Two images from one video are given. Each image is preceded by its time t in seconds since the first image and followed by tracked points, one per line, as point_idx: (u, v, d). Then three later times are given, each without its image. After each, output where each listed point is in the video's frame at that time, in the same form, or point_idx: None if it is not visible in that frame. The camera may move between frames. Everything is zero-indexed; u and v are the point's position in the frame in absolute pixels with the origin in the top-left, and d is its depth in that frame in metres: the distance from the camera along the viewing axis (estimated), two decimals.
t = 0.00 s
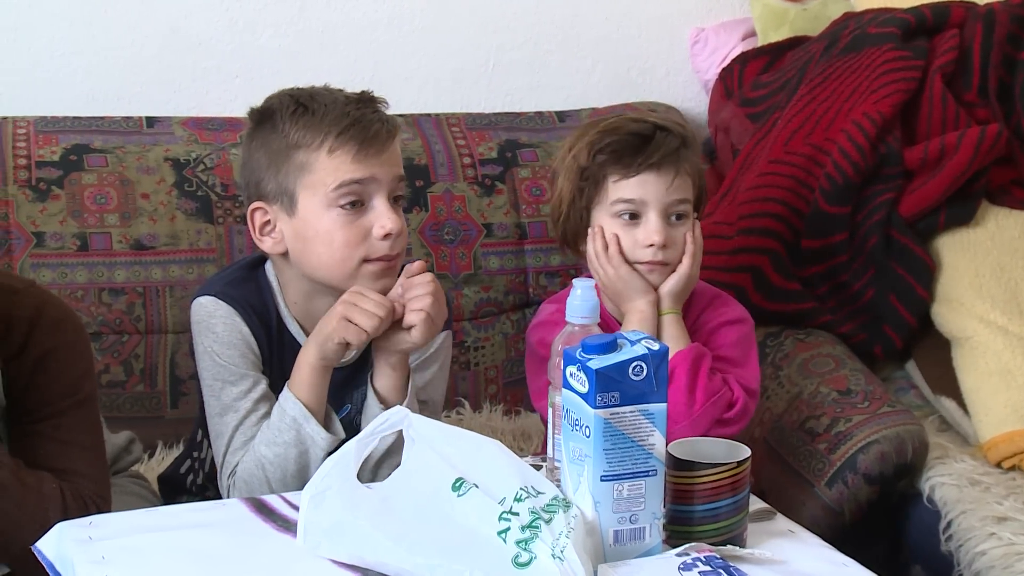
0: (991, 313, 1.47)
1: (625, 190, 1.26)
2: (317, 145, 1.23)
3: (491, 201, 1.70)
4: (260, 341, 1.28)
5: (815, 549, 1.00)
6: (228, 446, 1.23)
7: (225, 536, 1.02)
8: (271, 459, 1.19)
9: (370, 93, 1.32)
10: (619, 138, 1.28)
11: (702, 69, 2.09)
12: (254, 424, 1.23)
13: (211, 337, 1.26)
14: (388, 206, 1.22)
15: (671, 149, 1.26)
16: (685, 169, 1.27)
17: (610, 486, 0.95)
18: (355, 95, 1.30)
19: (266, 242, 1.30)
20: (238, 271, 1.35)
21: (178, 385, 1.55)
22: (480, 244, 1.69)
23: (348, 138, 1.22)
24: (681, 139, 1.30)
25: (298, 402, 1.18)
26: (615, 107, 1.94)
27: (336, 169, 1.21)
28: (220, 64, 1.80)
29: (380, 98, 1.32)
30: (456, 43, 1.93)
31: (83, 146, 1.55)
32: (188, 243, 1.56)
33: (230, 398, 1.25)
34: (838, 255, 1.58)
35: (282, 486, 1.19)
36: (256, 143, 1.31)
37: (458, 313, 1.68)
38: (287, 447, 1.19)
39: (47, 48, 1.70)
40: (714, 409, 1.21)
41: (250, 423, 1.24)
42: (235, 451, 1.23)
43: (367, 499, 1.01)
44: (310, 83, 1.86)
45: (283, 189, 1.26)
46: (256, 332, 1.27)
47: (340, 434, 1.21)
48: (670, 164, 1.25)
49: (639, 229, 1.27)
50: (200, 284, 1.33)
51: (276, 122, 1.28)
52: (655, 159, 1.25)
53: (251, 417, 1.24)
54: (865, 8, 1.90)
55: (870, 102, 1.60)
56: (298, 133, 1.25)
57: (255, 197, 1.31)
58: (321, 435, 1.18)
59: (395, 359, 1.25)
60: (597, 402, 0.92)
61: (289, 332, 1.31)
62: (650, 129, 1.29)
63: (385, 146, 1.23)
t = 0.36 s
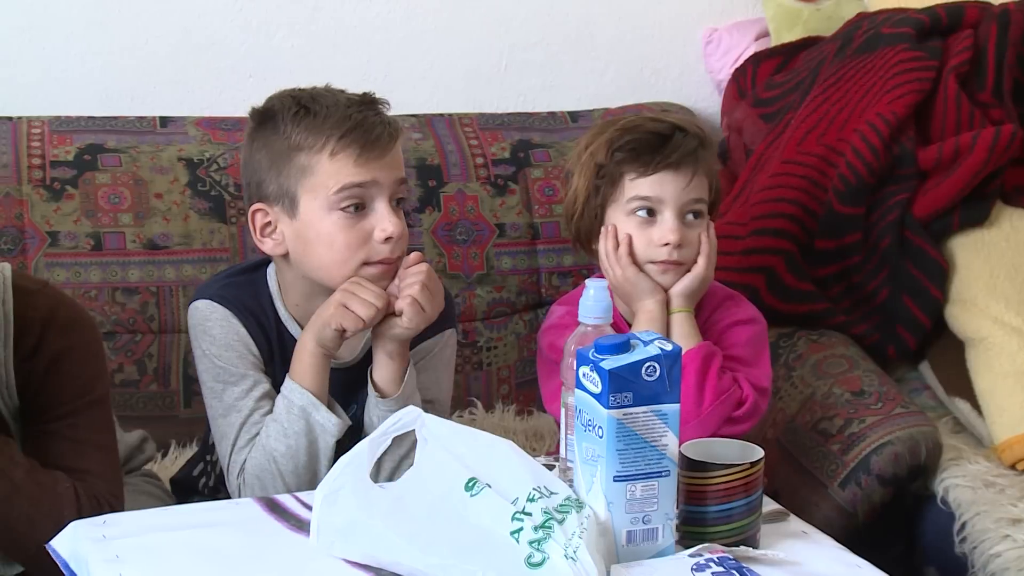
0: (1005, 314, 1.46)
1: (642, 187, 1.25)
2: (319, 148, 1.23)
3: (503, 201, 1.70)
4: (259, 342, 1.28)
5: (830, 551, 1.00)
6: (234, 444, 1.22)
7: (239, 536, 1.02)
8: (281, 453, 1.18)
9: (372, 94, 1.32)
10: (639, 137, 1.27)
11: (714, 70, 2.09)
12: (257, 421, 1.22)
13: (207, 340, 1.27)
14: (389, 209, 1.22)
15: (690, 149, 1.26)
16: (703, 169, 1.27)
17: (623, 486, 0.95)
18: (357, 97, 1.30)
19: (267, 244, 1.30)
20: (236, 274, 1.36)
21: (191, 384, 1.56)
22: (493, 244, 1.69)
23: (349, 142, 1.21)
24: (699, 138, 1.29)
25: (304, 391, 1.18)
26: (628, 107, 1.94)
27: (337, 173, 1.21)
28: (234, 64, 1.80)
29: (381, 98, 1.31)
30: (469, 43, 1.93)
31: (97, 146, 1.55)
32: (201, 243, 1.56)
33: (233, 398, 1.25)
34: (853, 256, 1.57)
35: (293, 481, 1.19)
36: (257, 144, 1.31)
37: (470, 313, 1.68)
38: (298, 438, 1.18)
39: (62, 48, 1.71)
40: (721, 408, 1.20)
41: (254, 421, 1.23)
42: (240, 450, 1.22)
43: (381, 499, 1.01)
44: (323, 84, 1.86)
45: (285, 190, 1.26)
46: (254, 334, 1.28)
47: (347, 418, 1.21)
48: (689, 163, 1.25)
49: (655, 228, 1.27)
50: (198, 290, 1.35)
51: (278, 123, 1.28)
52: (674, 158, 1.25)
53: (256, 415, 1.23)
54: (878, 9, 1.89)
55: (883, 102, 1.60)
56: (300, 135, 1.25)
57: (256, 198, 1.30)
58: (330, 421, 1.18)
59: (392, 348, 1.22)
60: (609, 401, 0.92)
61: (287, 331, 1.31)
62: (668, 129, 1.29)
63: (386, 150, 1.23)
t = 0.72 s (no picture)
0: None
1: (663, 188, 1.25)
2: (328, 150, 1.22)
3: (520, 201, 1.70)
4: (264, 342, 1.28)
5: (848, 553, 1.00)
6: (245, 445, 1.22)
7: (257, 535, 1.02)
8: (293, 453, 1.18)
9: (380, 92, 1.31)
10: (660, 137, 1.26)
11: (732, 70, 2.08)
12: (267, 422, 1.23)
13: (213, 342, 1.27)
14: (397, 213, 1.21)
15: (712, 151, 1.25)
16: (726, 172, 1.26)
17: (641, 487, 0.95)
18: (365, 96, 1.29)
19: (273, 244, 1.29)
20: (241, 275, 1.36)
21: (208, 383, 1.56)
22: (510, 244, 1.69)
23: (357, 146, 1.21)
24: (722, 138, 1.29)
25: (314, 391, 1.18)
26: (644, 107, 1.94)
27: (346, 177, 1.20)
28: (252, 63, 1.80)
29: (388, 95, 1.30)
30: (487, 43, 1.93)
31: (116, 146, 1.55)
32: (219, 242, 1.56)
33: (241, 399, 1.25)
34: (872, 256, 1.57)
35: (307, 480, 1.19)
36: (264, 142, 1.30)
37: (487, 313, 1.68)
38: (310, 439, 1.18)
39: (80, 48, 1.72)
40: (737, 408, 1.20)
41: (264, 422, 1.23)
42: (251, 451, 1.22)
43: (398, 499, 1.01)
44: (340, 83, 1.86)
45: (292, 192, 1.25)
46: (258, 334, 1.28)
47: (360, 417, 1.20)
48: (711, 166, 1.25)
49: (674, 228, 1.27)
50: (205, 292, 1.35)
51: (285, 123, 1.27)
52: (697, 160, 1.24)
53: (265, 415, 1.23)
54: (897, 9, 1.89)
55: (901, 103, 1.59)
56: (308, 137, 1.24)
57: (262, 198, 1.30)
58: (341, 421, 1.18)
59: (392, 349, 1.22)
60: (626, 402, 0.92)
61: (292, 329, 1.30)
62: (692, 129, 1.27)
63: (394, 153, 1.22)
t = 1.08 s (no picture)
0: None
1: (681, 183, 1.24)
2: (357, 151, 1.23)
3: (539, 201, 1.70)
4: (290, 342, 1.29)
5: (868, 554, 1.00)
6: (267, 447, 1.23)
7: (277, 534, 1.03)
8: (316, 455, 1.19)
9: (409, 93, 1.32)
10: (678, 133, 1.27)
11: (751, 71, 2.08)
12: (291, 424, 1.23)
13: (239, 340, 1.27)
14: (425, 214, 1.22)
15: (731, 149, 1.25)
16: (744, 170, 1.26)
17: (659, 487, 0.95)
18: (393, 97, 1.30)
19: (300, 243, 1.30)
20: (268, 273, 1.36)
21: (227, 383, 1.56)
22: (529, 244, 1.69)
23: (386, 147, 1.21)
24: (743, 137, 1.29)
25: (337, 394, 1.19)
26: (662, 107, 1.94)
27: (376, 178, 1.21)
28: (272, 63, 1.81)
29: (417, 97, 1.31)
30: (506, 43, 1.93)
31: (136, 145, 1.56)
32: (239, 242, 1.56)
33: (264, 400, 1.25)
34: (890, 258, 1.57)
35: (328, 483, 1.19)
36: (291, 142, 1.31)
37: (505, 313, 1.67)
38: (332, 441, 1.19)
39: (100, 49, 1.72)
40: (746, 406, 1.19)
41: (288, 425, 1.23)
42: (273, 454, 1.23)
43: (417, 498, 1.02)
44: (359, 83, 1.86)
45: (320, 192, 1.26)
46: (285, 333, 1.28)
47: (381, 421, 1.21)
48: (729, 164, 1.24)
49: (689, 224, 1.26)
50: (231, 289, 1.35)
51: (314, 123, 1.28)
52: (715, 157, 1.23)
53: (289, 418, 1.24)
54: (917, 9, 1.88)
55: (922, 103, 1.59)
56: (338, 137, 1.25)
57: (290, 197, 1.31)
58: (364, 424, 1.19)
59: (426, 354, 1.22)
60: (645, 403, 0.92)
61: (319, 327, 1.31)
62: (712, 126, 1.28)
63: (423, 155, 1.23)
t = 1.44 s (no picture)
0: None
1: (699, 189, 1.24)
2: (385, 148, 1.25)
3: (560, 201, 1.70)
4: (318, 341, 1.30)
5: (891, 556, 1.00)
6: (290, 447, 1.24)
7: (298, 533, 1.03)
8: (338, 455, 1.19)
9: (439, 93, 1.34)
10: (699, 138, 1.26)
11: (773, 71, 2.08)
12: (315, 425, 1.24)
13: (267, 337, 1.29)
14: (452, 211, 1.24)
15: (750, 154, 1.24)
16: (763, 174, 1.25)
17: (680, 488, 0.95)
18: (424, 97, 1.32)
19: (329, 241, 1.32)
20: (297, 271, 1.38)
21: (249, 382, 1.56)
22: (550, 244, 1.69)
23: (414, 143, 1.23)
24: (764, 141, 1.28)
25: (360, 395, 1.20)
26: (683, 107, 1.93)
27: (404, 174, 1.23)
28: (295, 63, 1.81)
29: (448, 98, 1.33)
30: (528, 43, 1.93)
31: (159, 145, 1.56)
32: (261, 242, 1.57)
33: (289, 399, 1.26)
34: (913, 259, 1.56)
35: (349, 484, 1.20)
36: (323, 142, 1.34)
37: (526, 313, 1.67)
38: (354, 442, 1.20)
39: (124, 49, 1.73)
40: (772, 407, 1.19)
41: (312, 425, 1.24)
42: (296, 454, 1.24)
43: (439, 497, 1.03)
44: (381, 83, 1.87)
45: (349, 189, 1.28)
46: (313, 332, 1.30)
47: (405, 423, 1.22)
48: (747, 170, 1.24)
49: (707, 231, 1.26)
50: (260, 286, 1.37)
51: (344, 121, 1.31)
52: (732, 164, 1.23)
53: (313, 419, 1.25)
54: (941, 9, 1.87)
55: (945, 104, 1.58)
56: (367, 134, 1.27)
57: (319, 195, 1.33)
58: (386, 425, 1.20)
59: (443, 353, 1.23)
60: (668, 404, 0.92)
61: (347, 326, 1.33)
62: (732, 131, 1.26)
63: (451, 152, 1.25)
